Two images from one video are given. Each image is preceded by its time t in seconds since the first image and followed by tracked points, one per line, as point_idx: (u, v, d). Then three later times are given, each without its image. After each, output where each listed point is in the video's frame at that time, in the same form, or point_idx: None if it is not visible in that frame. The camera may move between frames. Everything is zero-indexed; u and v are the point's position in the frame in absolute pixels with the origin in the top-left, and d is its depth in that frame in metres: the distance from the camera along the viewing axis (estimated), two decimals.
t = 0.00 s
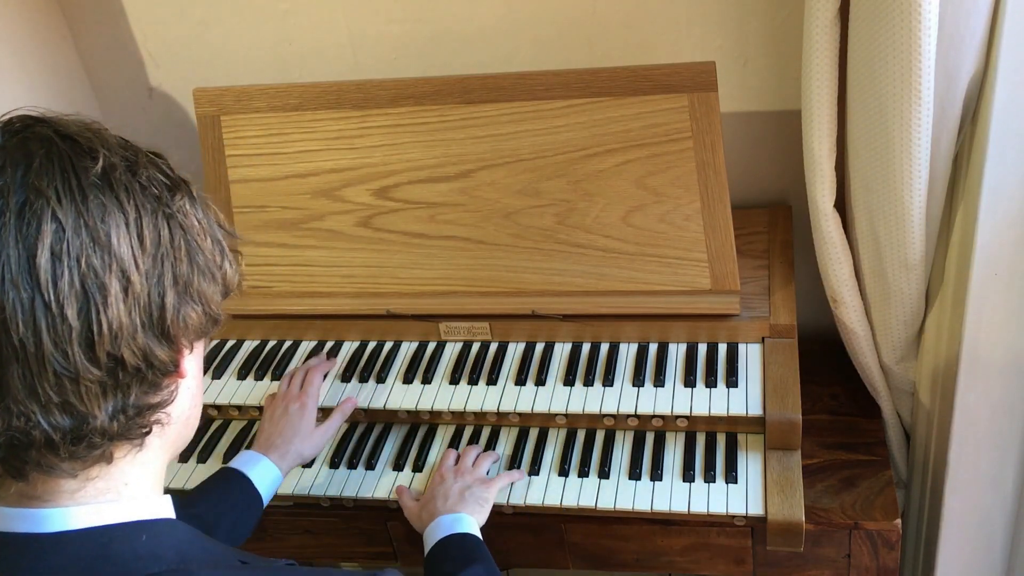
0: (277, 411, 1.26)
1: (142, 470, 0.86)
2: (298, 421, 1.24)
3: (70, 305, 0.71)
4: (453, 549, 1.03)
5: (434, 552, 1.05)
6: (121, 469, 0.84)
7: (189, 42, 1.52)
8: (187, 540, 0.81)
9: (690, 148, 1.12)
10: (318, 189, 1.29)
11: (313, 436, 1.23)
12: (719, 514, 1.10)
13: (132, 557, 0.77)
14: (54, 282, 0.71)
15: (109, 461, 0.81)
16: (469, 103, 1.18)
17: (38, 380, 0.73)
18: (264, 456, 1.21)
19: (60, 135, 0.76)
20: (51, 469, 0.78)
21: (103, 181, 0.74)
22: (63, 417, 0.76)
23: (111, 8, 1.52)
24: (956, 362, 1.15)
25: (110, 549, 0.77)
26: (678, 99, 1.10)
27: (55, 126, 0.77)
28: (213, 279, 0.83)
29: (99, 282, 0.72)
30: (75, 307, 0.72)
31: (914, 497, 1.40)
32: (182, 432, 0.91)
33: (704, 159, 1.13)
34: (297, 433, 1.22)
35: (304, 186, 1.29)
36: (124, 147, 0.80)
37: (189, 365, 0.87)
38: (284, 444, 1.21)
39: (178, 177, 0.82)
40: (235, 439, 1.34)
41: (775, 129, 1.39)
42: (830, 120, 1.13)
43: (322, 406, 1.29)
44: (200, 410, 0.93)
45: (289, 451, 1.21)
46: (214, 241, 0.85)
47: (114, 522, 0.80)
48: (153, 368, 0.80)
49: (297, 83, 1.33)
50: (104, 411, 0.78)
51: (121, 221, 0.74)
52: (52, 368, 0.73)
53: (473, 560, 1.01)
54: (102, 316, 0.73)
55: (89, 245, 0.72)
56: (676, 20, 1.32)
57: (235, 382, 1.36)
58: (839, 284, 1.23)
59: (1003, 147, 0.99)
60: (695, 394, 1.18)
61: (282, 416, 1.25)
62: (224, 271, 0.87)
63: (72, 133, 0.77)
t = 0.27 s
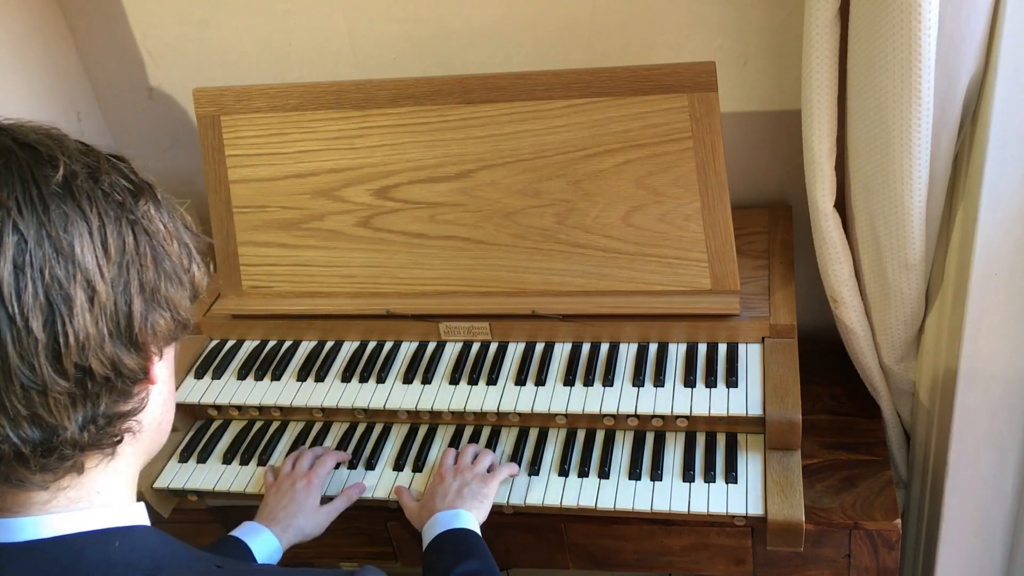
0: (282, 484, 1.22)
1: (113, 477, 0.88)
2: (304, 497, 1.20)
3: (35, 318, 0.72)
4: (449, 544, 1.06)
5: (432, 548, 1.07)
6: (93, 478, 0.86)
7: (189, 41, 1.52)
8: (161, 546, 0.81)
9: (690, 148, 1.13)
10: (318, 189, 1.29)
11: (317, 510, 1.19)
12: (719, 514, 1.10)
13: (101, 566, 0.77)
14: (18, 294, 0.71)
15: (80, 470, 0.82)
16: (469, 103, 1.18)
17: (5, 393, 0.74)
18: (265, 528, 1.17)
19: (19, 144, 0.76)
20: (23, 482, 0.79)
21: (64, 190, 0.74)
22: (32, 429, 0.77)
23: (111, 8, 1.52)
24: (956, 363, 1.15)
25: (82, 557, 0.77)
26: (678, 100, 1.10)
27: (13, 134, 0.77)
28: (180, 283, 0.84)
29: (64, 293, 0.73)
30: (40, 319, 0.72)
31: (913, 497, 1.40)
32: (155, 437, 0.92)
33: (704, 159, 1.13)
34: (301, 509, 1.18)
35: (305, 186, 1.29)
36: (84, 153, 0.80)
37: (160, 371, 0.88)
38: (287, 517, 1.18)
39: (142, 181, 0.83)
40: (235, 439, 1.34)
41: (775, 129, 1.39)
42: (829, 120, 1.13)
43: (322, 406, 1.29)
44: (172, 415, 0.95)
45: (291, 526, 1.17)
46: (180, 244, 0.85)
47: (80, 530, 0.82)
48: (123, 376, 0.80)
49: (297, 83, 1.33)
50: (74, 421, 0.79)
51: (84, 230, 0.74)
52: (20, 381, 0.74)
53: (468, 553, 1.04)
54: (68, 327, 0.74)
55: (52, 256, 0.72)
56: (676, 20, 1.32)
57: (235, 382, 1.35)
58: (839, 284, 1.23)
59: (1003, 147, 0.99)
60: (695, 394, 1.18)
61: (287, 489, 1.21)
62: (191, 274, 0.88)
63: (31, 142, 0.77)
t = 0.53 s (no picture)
0: (281, 479, 1.23)
1: (108, 484, 0.87)
2: (303, 491, 1.21)
3: (30, 326, 0.72)
4: (448, 536, 1.09)
5: (429, 542, 1.09)
6: (88, 485, 0.85)
7: (189, 41, 1.52)
8: (158, 553, 0.79)
9: (690, 148, 1.13)
10: (319, 189, 1.29)
11: (317, 506, 1.20)
12: (719, 514, 1.11)
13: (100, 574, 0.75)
14: (11, 302, 0.71)
15: (77, 478, 0.82)
16: (469, 103, 1.18)
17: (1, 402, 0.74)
18: (264, 520, 1.19)
19: (7, 150, 0.76)
20: (21, 491, 0.79)
21: (55, 196, 0.74)
22: (29, 438, 0.77)
23: (111, 8, 1.52)
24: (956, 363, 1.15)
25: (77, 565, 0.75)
26: (678, 100, 1.11)
27: None
28: (172, 287, 0.84)
29: (58, 299, 0.73)
30: (35, 326, 0.72)
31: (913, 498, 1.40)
32: (149, 444, 0.92)
33: (704, 159, 1.13)
34: (300, 502, 1.20)
35: (305, 186, 1.29)
36: (72, 157, 0.79)
37: (155, 376, 0.88)
38: (288, 513, 1.18)
39: (131, 184, 0.83)
40: (235, 439, 1.34)
41: (776, 129, 1.39)
42: (829, 120, 1.13)
43: (322, 406, 1.29)
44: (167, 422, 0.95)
45: (289, 518, 1.18)
46: (171, 247, 0.86)
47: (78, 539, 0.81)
48: (118, 383, 0.81)
49: (297, 83, 1.33)
50: (70, 429, 0.79)
51: (76, 235, 0.74)
52: (15, 389, 0.74)
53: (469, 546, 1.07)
54: (63, 334, 0.74)
55: (46, 263, 0.72)
56: (676, 20, 1.32)
57: (235, 382, 1.35)
58: (839, 284, 1.23)
59: (1003, 147, 0.99)
60: (695, 394, 1.18)
61: (287, 486, 1.22)
62: (182, 276, 0.88)
63: (19, 147, 0.77)
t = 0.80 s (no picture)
0: (282, 476, 1.23)
1: (156, 479, 0.87)
2: (304, 488, 1.21)
3: (103, 312, 0.72)
4: (454, 549, 1.06)
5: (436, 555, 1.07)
6: (139, 477, 0.85)
7: (189, 41, 1.52)
8: (197, 550, 0.80)
9: (691, 148, 1.13)
10: (318, 190, 1.29)
11: (318, 505, 1.19)
12: (719, 514, 1.10)
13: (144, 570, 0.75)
14: (88, 287, 0.71)
15: (128, 467, 0.82)
16: (469, 103, 1.18)
17: (67, 385, 0.73)
18: (266, 516, 1.19)
19: (93, 145, 0.77)
20: (74, 475, 0.79)
21: (137, 191, 0.75)
22: (90, 424, 0.76)
23: (111, 8, 1.52)
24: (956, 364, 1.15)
25: (122, 558, 0.75)
26: (678, 99, 1.10)
27: (86, 135, 0.78)
28: (237, 291, 0.84)
29: (132, 289, 0.73)
30: (108, 313, 0.72)
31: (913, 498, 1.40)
32: (197, 442, 0.92)
33: (704, 159, 1.13)
34: (302, 499, 1.19)
35: (305, 186, 1.29)
36: (154, 158, 0.80)
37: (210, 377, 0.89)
38: (289, 510, 1.18)
39: (205, 189, 0.83)
40: (235, 440, 1.34)
41: (776, 129, 1.39)
42: (829, 120, 1.13)
43: (322, 406, 1.28)
44: (214, 422, 0.95)
45: (291, 514, 1.18)
46: (238, 254, 0.86)
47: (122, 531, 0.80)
48: (179, 377, 0.80)
49: (297, 83, 1.33)
50: (128, 418, 0.78)
51: (153, 230, 0.74)
52: (83, 374, 0.73)
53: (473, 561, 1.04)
54: (133, 324, 0.74)
55: (123, 253, 0.72)
56: (676, 20, 1.32)
57: (235, 383, 1.36)
58: (839, 284, 1.23)
59: (1003, 147, 1.00)
60: (695, 394, 1.18)
61: (289, 484, 1.22)
62: (247, 284, 0.88)
63: (104, 143, 0.78)
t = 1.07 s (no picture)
0: (277, 474, 1.24)
1: (180, 475, 0.87)
2: (299, 483, 1.21)
3: (132, 311, 0.72)
4: (463, 534, 1.06)
5: (445, 539, 1.07)
6: (162, 474, 0.85)
7: (189, 41, 1.52)
8: (220, 547, 0.80)
9: (691, 148, 1.13)
10: (318, 190, 1.29)
11: (310, 498, 1.19)
12: (719, 514, 1.10)
13: (170, 562, 0.76)
14: (118, 286, 0.71)
15: (153, 466, 0.82)
16: (469, 103, 1.18)
17: (94, 383, 0.73)
18: (259, 509, 1.18)
19: (131, 143, 0.77)
20: (98, 471, 0.79)
21: (171, 191, 0.75)
22: (115, 421, 0.76)
23: (111, 8, 1.52)
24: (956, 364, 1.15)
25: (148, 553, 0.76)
26: (678, 100, 1.10)
27: (124, 133, 0.78)
28: (264, 293, 0.84)
29: (162, 289, 0.73)
30: (137, 312, 0.72)
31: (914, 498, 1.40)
32: (220, 441, 0.91)
33: (704, 160, 1.13)
34: (296, 493, 1.19)
35: (305, 186, 1.29)
36: (191, 158, 0.80)
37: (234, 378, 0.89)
38: (282, 504, 1.18)
39: (239, 190, 0.83)
40: (235, 440, 1.34)
41: (776, 129, 1.39)
42: (829, 120, 1.13)
43: (322, 406, 1.28)
44: (237, 421, 0.95)
45: (284, 507, 1.18)
46: (268, 256, 0.86)
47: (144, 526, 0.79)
48: (204, 378, 0.80)
49: (297, 83, 1.33)
50: (153, 417, 0.78)
51: (186, 230, 0.74)
52: (110, 372, 0.73)
53: (483, 556, 1.01)
54: (162, 323, 0.73)
55: (155, 253, 0.72)
56: (676, 20, 1.32)
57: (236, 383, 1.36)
58: (839, 284, 1.23)
59: (1003, 147, 1.00)
60: (695, 394, 1.18)
61: (284, 480, 1.22)
62: (276, 286, 0.88)
63: (143, 142, 0.78)
